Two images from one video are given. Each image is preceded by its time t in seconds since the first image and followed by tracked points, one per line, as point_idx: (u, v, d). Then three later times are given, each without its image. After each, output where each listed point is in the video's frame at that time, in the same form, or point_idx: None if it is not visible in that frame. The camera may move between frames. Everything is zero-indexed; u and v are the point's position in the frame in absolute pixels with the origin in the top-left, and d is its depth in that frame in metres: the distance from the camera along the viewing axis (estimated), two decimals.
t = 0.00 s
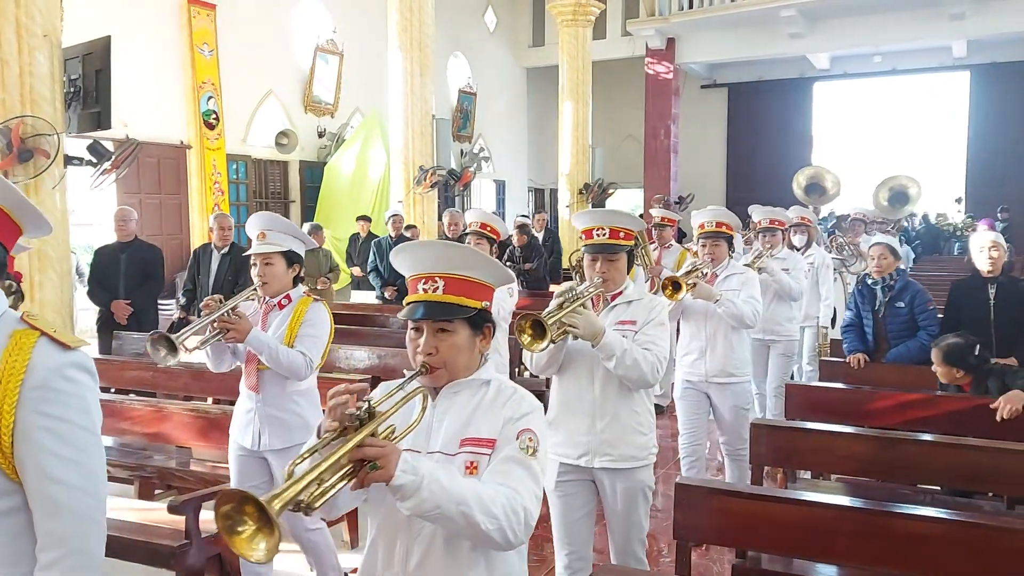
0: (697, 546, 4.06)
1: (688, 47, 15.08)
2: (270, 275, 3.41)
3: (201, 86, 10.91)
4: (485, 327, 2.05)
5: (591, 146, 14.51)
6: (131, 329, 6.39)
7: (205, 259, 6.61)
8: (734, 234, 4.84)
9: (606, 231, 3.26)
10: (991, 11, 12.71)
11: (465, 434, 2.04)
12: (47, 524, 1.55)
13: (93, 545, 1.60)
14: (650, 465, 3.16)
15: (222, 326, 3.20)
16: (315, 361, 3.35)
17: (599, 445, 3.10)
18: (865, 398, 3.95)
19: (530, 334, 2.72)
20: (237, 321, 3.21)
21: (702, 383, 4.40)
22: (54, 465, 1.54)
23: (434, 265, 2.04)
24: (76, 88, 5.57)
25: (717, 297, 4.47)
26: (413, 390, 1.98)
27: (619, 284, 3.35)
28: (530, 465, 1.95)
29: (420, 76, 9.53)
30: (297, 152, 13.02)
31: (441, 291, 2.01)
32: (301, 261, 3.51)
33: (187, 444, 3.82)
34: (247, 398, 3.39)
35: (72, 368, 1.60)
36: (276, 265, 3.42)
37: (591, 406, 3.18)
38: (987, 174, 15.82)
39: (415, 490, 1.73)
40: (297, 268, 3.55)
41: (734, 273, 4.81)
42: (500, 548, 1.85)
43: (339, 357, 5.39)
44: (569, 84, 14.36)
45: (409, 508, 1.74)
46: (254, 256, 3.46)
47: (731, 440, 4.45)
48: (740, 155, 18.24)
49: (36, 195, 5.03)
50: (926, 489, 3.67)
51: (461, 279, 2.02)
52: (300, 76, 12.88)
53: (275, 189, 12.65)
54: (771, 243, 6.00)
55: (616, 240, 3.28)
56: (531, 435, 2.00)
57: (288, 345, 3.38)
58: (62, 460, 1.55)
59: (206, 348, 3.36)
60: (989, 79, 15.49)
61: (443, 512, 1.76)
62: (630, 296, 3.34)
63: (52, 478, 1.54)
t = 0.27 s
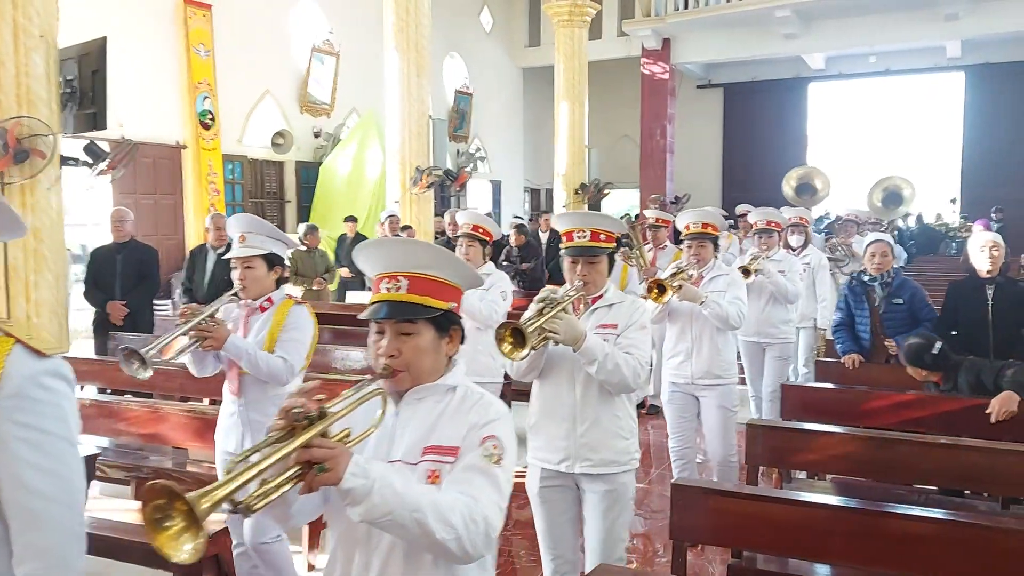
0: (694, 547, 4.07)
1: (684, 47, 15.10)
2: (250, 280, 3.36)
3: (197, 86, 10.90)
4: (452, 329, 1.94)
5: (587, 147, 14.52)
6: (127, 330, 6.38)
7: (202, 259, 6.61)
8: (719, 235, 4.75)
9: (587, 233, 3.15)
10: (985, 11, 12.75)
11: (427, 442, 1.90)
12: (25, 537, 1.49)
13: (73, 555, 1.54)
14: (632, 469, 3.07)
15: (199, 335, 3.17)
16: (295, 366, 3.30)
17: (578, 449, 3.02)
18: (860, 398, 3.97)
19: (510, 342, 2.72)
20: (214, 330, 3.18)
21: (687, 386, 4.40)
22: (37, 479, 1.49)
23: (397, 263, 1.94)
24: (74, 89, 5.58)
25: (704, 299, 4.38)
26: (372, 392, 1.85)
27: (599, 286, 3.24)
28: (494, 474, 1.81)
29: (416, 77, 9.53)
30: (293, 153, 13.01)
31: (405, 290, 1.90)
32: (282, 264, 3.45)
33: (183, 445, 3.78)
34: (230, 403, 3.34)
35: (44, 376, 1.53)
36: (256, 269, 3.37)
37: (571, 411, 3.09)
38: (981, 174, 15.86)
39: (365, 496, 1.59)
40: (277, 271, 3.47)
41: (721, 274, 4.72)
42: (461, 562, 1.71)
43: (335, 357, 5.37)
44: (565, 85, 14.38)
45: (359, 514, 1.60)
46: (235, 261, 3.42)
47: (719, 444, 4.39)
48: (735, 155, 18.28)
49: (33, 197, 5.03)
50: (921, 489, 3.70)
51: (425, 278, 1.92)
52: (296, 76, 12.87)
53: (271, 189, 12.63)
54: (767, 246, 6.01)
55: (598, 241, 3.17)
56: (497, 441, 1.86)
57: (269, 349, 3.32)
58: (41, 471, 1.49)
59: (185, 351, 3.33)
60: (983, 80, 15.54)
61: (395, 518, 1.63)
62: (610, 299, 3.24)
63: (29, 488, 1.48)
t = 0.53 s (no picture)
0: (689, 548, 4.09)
1: (679, 47, 15.11)
2: (234, 281, 3.33)
3: (193, 86, 10.89)
4: (421, 336, 1.94)
5: (583, 147, 14.54)
6: (122, 330, 6.37)
7: (197, 259, 6.61)
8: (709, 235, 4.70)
9: (575, 235, 3.14)
10: (980, 12, 12.81)
11: (397, 454, 1.92)
12: None
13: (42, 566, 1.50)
14: (621, 472, 3.07)
15: (179, 339, 3.14)
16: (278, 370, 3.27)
17: (566, 453, 3.02)
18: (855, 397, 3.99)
19: (496, 352, 2.69)
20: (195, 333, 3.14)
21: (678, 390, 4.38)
22: (3, 492, 1.44)
23: (362, 270, 1.92)
24: (68, 89, 5.57)
25: (694, 301, 4.43)
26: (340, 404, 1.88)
27: (586, 289, 3.19)
28: (465, 488, 1.81)
29: (413, 77, 9.53)
30: (289, 152, 13.00)
31: (370, 298, 1.89)
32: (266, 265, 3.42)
33: (180, 445, 3.79)
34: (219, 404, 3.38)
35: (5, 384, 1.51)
36: (240, 270, 3.35)
37: (558, 415, 3.08)
38: (975, 174, 15.93)
39: (330, 519, 1.59)
40: (264, 274, 3.45)
41: (711, 274, 4.68)
42: None
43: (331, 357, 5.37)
44: (561, 84, 14.38)
45: (324, 537, 1.59)
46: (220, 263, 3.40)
47: (709, 446, 4.33)
48: (731, 155, 18.31)
49: (28, 196, 5.04)
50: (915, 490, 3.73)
51: (392, 285, 1.90)
52: (291, 76, 12.86)
53: (266, 189, 12.62)
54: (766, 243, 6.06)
55: (585, 244, 3.16)
56: (468, 455, 1.86)
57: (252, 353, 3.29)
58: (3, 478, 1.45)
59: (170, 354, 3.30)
60: (977, 80, 15.60)
61: (361, 541, 1.62)
62: (597, 302, 3.20)
63: None
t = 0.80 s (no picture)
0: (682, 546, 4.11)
1: (675, 48, 15.14)
2: (217, 285, 3.29)
3: (189, 86, 10.88)
4: (395, 341, 1.94)
5: (579, 148, 14.54)
6: (118, 330, 6.35)
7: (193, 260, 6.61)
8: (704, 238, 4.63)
9: (565, 238, 2.98)
10: (974, 14, 12.86)
11: (374, 466, 1.91)
12: None
13: None
14: (611, 482, 3.01)
15: (158, 344, 3.09)
16: (260, 378, 3.22)
17: (555, 462, 2.96)
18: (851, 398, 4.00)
19: (481, 354, 2.60)
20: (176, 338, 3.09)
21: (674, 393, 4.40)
22: None
23: (330, 280, 1.91)
24: (65, 89, 5.57)
25: (688, 304, 4.35)
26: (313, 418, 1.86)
27: (578, 293, 3.10)
28: (445, 498, 1.81)
29: (409, 78, 9.53)
30: (284, 153, 12.99)
31: (338, 309, 1.89)
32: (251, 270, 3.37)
33: (176, 446, 3.79)
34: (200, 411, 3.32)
35: None
36: (223, 275, 3.29)
37: (547, 423, 3.01)
38: (970, 176, 15.98)
39: (308, 544, 1.60)
40: (249, 279, 3.41)
41: (706, 277, 4.67)
42: None
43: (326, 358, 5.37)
44: (557, 86, 14.38)
45: (303, 561, 1.60)
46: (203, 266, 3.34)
47: (700, 449, 4.33)
48: (727, 156, 18.34)
49: (24, 197, 5.03)
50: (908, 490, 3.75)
51: (363, 294, 1.89)
52: (287, 76, 12.85)
53: (262, 190, 12.61)
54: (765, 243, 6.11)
55: (575, 247, 3.00)
56: (448, 465, 1.86)
57: (234, 359, 3.24)
58: None
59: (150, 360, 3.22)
60: (972, 82, 15.65)
61: (341, 565, 1.63)
62: (589, 306, 3.13)
63: None
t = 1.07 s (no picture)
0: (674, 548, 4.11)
1: (670, 49, 15.16)
2: (194, 287, 3.10)
3: (183, 86, 10.86)
4: (369, 348, 1.87)
5: (574, 149, 14.55)
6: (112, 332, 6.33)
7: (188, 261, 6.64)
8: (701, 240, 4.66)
9: (559, 241, 2.94)
10: (968, 16, 12.90)
11: (347, 481, 1.82)
12: None
13: None
14: (603, 495, 2.90)
15: (131, 347, 2.92)
16: (235, 386, 3.01)
17: (543, 473, 2.86)
18: (846, 400, 4.00)
19: (460, 353, 2.54)
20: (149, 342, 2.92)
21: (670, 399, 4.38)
22: None
23: (299, 286, 1.82)
24: (59, 90, 5.54)
25: (682, 308, 4.34)
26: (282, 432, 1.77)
27: (573, 299, 3.01)
28: (422, 514, 1.72)
29: (404, 78, 9.52)
30: (280, 154, 12.97)
31: (309, 317, 1.80)
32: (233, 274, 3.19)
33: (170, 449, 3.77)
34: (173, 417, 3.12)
35: None
36: (201, 277, 3.11)
37: (535, 433, 2.90)
38: (964, 177, 16.02)
39: (275, 566, 1.52)
40: (230, 282, 3.21)
41: (702, 282, 4.59)
42: None
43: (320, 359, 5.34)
44: (553, 87, 14.39)
45: None
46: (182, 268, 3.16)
47: (692, 455, 4.32)
48: (722, 157, 18.37)
49: (17, 198, 5.01)
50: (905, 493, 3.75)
51: (333, 300, 1.80)
52: (282, 78, 12.83)
53: (257, 191, 12.59)
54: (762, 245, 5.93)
55: (570, 251, 2.95)
56: (424, 478, 1.77)
57: (209, 366, 3.03)
58: None
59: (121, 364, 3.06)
60: (966, 84, 15.69)
61: None
62: (583, 313, 3.02)
63: None
